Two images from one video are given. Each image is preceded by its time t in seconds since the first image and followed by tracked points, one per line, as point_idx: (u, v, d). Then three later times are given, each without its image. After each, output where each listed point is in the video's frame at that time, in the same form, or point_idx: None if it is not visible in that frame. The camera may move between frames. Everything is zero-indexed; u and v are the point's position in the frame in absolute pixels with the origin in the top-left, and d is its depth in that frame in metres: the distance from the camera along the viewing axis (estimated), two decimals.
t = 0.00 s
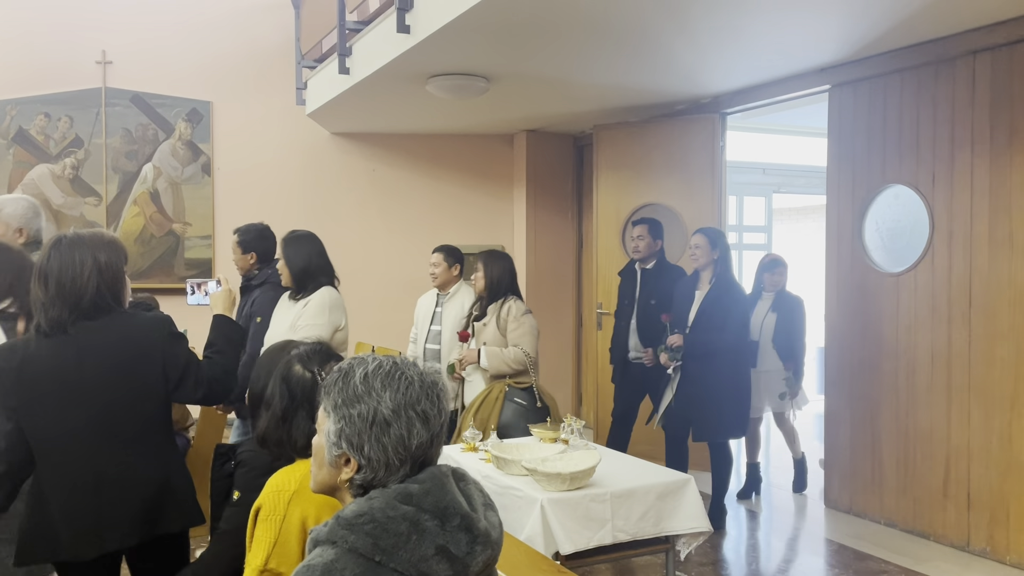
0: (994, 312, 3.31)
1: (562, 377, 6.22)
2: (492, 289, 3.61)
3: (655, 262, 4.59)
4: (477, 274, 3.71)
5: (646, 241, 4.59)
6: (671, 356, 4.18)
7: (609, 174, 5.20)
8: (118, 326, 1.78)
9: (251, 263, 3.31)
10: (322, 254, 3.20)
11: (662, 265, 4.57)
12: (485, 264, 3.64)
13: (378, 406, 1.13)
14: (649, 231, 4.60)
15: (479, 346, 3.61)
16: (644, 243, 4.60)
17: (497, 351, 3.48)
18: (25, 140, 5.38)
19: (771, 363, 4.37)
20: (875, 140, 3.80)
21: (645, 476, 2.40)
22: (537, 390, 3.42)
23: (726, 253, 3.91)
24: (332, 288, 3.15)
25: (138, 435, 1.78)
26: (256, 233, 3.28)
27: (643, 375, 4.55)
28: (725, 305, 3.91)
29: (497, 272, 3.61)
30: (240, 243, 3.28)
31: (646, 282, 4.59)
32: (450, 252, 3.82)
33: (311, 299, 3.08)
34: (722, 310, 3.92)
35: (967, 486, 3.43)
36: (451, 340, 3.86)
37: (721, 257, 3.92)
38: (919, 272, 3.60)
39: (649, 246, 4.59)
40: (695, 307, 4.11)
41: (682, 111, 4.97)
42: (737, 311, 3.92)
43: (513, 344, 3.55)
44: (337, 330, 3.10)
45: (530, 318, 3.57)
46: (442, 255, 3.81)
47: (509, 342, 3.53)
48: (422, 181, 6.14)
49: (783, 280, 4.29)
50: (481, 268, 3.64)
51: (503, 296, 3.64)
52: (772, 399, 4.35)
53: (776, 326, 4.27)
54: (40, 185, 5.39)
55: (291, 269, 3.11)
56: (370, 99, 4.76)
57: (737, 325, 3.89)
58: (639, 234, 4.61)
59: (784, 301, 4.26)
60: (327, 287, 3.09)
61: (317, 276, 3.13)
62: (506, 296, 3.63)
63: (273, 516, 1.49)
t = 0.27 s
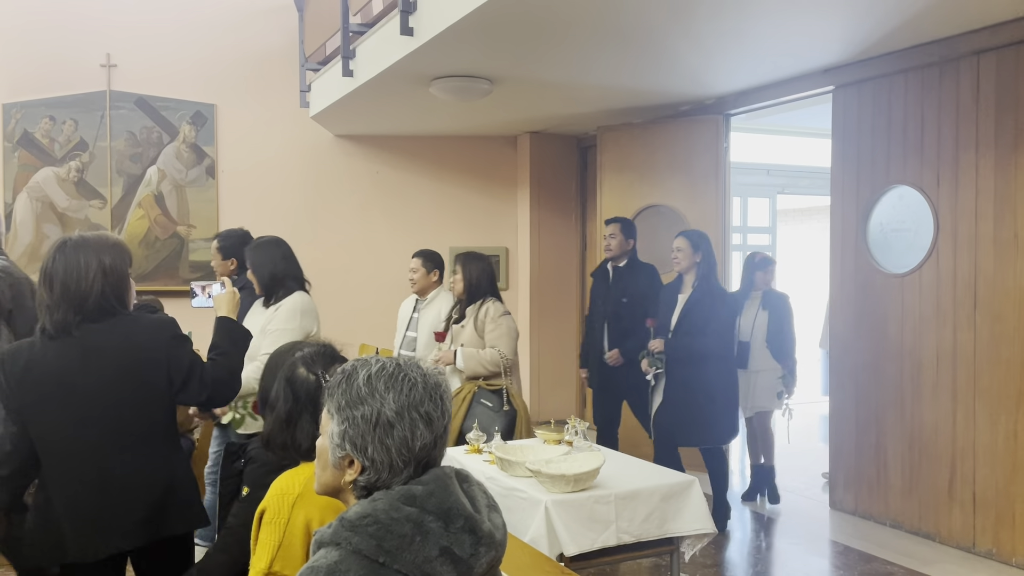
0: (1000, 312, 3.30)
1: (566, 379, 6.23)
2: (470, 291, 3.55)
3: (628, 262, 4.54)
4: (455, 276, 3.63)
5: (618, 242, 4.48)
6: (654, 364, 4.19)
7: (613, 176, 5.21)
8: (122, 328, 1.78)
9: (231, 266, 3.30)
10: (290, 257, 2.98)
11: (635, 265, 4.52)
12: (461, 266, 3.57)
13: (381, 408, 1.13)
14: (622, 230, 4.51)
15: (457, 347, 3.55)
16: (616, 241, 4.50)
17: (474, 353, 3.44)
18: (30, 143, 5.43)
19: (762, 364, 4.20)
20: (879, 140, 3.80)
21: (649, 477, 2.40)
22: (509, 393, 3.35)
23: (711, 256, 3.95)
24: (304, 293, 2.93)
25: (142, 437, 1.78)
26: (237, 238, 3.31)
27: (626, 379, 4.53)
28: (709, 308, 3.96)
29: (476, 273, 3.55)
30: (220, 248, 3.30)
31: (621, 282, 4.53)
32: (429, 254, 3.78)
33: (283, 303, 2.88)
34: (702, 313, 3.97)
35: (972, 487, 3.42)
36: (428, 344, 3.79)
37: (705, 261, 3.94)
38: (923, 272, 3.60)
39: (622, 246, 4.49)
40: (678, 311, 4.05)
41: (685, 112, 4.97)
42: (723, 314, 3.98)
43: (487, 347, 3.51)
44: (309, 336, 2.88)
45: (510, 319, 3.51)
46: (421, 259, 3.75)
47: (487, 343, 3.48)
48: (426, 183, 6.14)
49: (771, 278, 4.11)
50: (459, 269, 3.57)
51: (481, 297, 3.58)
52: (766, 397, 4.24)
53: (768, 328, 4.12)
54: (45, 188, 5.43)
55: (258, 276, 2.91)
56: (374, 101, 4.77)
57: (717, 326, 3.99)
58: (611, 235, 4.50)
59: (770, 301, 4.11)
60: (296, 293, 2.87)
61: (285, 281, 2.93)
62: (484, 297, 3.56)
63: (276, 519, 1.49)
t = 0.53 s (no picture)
0: (1008, 313, 3.29)
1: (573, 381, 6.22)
2: (448, 296, 3.51)
3: (611, 261, 4.04)
4: (434, 281, 3.60)
5: (601, 240, 4.00)
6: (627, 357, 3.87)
7: (619, 177, 5.20)
8: (132, 330, 1.79)
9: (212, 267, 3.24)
10: (257, 256, 2.81)
11: (618, 265, 4.03)
12: (441, 271, 3.54)
13: (391, 409, 1.14)
14: (606, 227, 3.99)
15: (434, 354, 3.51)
16: (599, 240, 4.00)
17: (450, 360, 3.37)
18: (39, 147, 5.43)
19: (760, 372, 4.12)
20: (887, 141, 3.79)
21: (656, 479, 2.40)
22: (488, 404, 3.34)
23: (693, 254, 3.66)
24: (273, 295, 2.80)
25: (152, 438, 1.79)
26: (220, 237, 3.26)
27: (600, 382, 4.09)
28: (693, 306, 3.63)
29: (454, 277, 3.53)
30: (204, 246, 3.29)
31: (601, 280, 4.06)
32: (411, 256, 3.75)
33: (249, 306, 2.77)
34: (686, 310, 3.63)
35: (981, 489, 3.41)
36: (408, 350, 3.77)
37: (687, 258, 3.65)
38: (932, 274, 3.59)
39: (605, 245, 4.02)
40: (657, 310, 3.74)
41: (692, 113, 4.96)
42: (705, 313, 3.67)
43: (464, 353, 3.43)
44: (274, 342, 2.80)
45: (486, 325, 3.43)
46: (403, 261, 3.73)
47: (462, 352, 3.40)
48: (433, 185, 6.15)
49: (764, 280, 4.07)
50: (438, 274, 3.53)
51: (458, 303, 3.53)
52: (768, 407, 4.10)
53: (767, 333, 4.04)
54: (54, 192, 5.44)
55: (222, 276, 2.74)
56: (382, 104, 4.78)
57: (697, 326, 3.65)
58: (595, 232, 4.01)
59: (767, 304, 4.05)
60: (260, 296, 2.71)
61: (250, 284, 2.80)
62: (464, 301, 3.51)
63: (285, 520, 1.49)
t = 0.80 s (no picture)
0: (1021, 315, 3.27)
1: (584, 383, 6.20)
2: (425, 296, 3.47)
3: (600, 263, 4.09)
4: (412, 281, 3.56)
5: (591, 242, 4.06)
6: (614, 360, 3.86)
7: (630, 179, 5.20)
8: (145, 333, 1.80)
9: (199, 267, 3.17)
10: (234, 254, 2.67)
11: (607, 267, 4.08)
12: (419, 271, 3.50)
13: (402, 411, 1.14)
14: (597, 230, 4.05)
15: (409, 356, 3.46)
16: (589, 242, 4.06)
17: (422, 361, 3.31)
18: (53, 150, 5.54)
19: (754, 374, 4.15)
20: (898, 143, 3.77)
21: (667, 481, 2.39)
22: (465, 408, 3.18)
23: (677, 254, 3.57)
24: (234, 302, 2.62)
25: (165, 440, 1.80)
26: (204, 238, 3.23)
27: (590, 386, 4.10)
28: (678, 308, 3.56)
29: (432, 278, 3.47)
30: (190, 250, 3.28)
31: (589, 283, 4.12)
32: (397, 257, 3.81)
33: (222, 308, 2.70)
34: (667, 311, 3.57)
35: (994, 491, 3.39)
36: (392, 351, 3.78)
37: (670, 258, 3.56)
38: (943, 275, 3.57)
39: (596, 247, 4.07)
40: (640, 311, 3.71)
41: (703, 115, 4.94)
42: (694, 314, 3.58)
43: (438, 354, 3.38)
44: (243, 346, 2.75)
45: (461, 326, 3.39)
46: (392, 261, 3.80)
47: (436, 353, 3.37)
48: (442, 188, 6.15)
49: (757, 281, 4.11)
50: (416, 274, 3.50)
51: (436, 303, 3.48)
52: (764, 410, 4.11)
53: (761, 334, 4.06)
54: (67, 195, 5.56)
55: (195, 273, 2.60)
56: (392, 107, 4.80)
57: (685, 328, 3.57)
58: (585, 234, 4.07)
59: (762, 305, 4.07)
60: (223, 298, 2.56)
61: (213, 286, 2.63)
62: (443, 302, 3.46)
63: (296, 522, 1.50)
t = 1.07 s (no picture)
0: None
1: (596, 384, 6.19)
2: (401, 300, 3.40)
3: (588, 266, 3.99)
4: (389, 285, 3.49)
5: (580, 245, 3.94)
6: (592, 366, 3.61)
7: (642, 180, 5.19)
8: (159, 335, 1.81)
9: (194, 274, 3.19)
10: (207, 259, 2.61)
11: (594, 271, 3.99)
12: (395, 274, 3.43)
13: (414, 412, 1.15)
14: (586, 231, 3.93)
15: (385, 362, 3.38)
16: (579, 244, 3.94)
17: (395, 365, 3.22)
18: (69, 153, 5.60)
19: (745, 381, 4.14)
20: (913, 144, 3.75)
21: (679, 483, 2.39)
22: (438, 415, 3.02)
23: (660, 261, 3.37)
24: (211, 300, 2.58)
25: (178, 440, 1.81)
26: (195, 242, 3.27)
27: (574, 391, 4.06)
28: (655, 313, 3.29)
29: (408, 280, 3.40)
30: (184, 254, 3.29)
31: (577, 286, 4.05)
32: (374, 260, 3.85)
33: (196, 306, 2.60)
34: (645, 320, 3.33)
35: (1010, 494, 3.36)
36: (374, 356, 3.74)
37: (653, 264, 3.37)
38: (959, 277, 3.55)
39: (584, 250, 3.95)
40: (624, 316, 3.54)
41: (715, 116, 4.92)
42: (672, 326, 3.30)
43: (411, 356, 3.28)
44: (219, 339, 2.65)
45: (436, 329, 3.28)
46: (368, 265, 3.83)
47: (411, 357, 3.25)
48: (454, 190, 6.15)
49: (745, 284, 4.17)
50: (392, 277, 3.43)
51: (411, 307, 3.40)
52: (749, 417, 4.11)
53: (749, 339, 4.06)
54: (83, 197, 5.61)
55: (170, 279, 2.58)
56: (403, 109, 4.81)
57: (663, 336, 3.29)
58: (574, 236, 3.96)
59: (752, 309, 4.10)
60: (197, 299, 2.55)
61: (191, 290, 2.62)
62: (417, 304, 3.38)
63: (310, 523, 1.51)
